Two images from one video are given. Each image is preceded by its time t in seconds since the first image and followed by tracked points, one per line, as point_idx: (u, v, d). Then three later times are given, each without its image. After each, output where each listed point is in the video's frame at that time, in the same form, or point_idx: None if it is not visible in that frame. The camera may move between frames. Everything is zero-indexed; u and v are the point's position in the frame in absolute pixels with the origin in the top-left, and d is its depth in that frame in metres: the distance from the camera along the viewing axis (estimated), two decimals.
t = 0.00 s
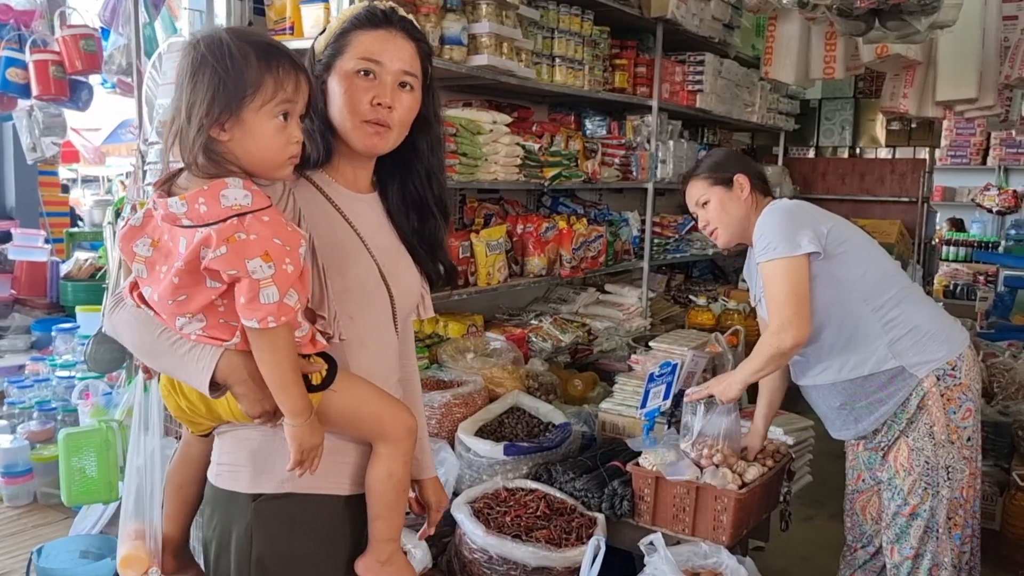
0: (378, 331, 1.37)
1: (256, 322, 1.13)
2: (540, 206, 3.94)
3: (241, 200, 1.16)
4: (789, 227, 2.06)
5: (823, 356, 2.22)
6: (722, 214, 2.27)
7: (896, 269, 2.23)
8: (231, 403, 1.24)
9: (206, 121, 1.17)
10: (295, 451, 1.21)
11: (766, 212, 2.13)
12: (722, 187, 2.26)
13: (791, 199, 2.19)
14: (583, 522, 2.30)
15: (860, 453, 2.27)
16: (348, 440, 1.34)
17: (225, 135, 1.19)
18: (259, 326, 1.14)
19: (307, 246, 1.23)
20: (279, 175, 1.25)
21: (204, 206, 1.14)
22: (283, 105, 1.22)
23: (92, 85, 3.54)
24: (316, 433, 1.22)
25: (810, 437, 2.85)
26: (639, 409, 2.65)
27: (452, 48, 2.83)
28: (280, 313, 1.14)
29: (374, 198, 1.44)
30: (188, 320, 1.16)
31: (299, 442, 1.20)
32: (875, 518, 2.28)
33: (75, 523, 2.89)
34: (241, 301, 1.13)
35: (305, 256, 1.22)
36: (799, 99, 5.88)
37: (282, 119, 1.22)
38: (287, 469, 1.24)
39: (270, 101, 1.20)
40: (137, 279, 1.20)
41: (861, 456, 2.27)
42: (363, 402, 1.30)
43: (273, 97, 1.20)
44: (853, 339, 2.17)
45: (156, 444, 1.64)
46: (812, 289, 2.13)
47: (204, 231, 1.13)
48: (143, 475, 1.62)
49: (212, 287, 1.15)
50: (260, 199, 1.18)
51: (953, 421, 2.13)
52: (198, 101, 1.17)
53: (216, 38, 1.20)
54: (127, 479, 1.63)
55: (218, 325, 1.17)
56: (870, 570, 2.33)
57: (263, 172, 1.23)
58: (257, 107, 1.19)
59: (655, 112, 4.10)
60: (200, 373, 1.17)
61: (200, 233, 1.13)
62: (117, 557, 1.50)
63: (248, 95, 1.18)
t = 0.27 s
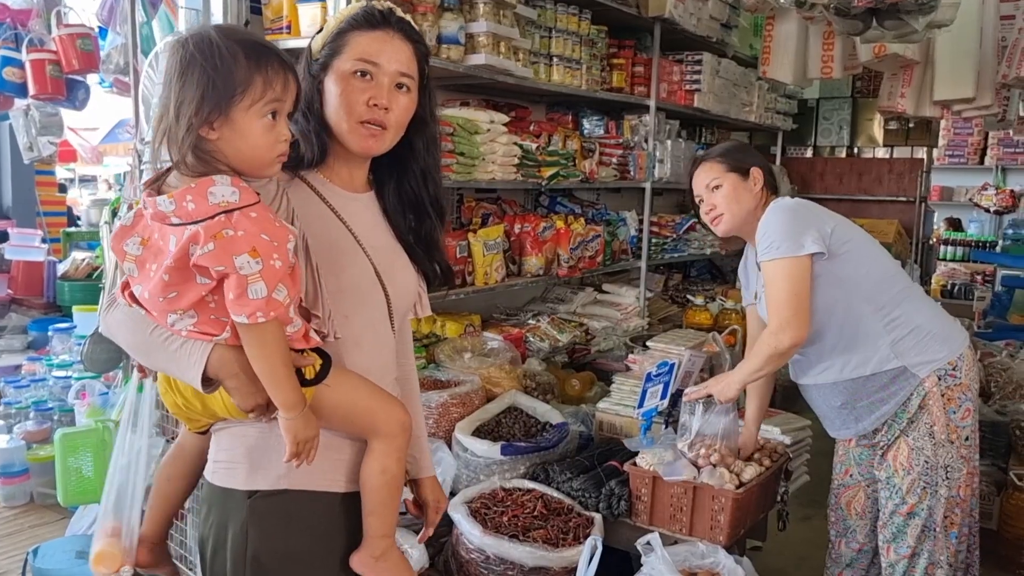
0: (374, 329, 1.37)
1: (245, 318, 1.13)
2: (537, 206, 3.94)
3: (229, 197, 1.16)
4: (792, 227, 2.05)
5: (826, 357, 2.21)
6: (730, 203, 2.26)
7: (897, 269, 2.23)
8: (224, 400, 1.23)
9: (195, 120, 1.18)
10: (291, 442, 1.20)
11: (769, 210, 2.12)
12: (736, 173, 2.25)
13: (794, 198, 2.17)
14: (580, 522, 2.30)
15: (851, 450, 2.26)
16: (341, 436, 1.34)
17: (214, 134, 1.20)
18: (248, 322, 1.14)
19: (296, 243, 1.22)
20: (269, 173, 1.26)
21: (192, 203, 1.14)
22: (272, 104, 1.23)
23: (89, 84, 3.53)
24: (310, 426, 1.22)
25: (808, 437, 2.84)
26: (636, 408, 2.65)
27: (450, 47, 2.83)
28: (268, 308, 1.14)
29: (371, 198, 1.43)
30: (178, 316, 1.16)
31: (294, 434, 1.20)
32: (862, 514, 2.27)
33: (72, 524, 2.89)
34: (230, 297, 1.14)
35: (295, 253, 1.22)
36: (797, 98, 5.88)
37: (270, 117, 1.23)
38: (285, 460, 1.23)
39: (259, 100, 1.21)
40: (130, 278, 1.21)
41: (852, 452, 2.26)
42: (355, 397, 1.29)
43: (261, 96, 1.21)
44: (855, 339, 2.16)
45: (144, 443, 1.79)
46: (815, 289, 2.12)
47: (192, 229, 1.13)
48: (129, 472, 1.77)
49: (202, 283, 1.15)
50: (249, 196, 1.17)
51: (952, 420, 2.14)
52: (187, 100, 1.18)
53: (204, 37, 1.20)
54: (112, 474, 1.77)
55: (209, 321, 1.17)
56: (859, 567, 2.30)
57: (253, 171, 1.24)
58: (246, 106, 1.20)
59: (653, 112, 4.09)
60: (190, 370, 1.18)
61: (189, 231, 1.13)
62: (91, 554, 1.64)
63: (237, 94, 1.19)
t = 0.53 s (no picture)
0: (363, 330, 1.36)
1: (230, 319, 1.12)
2: (532, 206, 3.94)
3: (214, 199, 1.15)
4: (801, 223, 2.04)
5: (830, 355, 2.18)
6: (737, 194, 2.25)
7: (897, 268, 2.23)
8: (211, 403, 1.22)
9: (181, 123, 1.17)
10: (274, 444, 1.19)
11: (776, 206, 2.10)
12: (744, 164, 2.25)
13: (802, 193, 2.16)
14: (574, 523, 2.29)
15: (834, 448, 2.25)
16: (328, 437, 1.33)
17: (201, 138, 1.19)
18: (233, 323, 1.13)
19: (281, 245, 1.22)
20: (254, 176, 1.25)
21: (177, 206, 1.14)
22: (258, 107, 1.22)
23: (81, 84, 3.52)
24: (294, 427, 1.21)
25: (802, 437, 2.84)
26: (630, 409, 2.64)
27: (443, 47, 2.82)
28: (253, 310, 1.14)
29: (362, 198, 1.43)
30: (164, 318, 1.15)
31: (276, 436, 1.18)
32: (840, 511, 2.28)
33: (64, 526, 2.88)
34: (214, 298, 1.13)
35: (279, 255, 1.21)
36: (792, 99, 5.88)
37: (256, 120, 1.22)
38: (266, 462, 1.22)
39: (244, 103, 1.20)
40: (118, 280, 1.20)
41: (836, 450, 2.25)
42: (342, 400, 1.29)
43: (247, 99, 1.20)
44: (860, 337, 2.14)
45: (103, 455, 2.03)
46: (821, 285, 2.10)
47: (177, 231, 1.12)
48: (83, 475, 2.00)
49: (188, 285, 1.15)
50: (235, 199, 1.17)
51: (946, 421, 2.16)
52: (173, 104, 1.17)
53: (190, 42, 1.20)
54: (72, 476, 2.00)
55: (193, 323, 1.16)
56: (835, 566, 2.31)
57: (240, 175, 1.23)
58: (232, 110, 1.19)
59: (647, 112, 4.09)
60: (173, 374, 1.17)
61: (173, 233, 1.12)
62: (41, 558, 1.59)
63: (223, 97, 1.18)
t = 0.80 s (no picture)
0: (359, 326, 1.37)
1: (235, 308, 1.13)
2: (529, 204, 3.94)
3: (219, 190, 1.17)
4: (834, 207, 2.05)
5: (825, 346, 2.15)
6: (763, 167, 2.23)
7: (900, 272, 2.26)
8: (208, 394, 1.23)
9: (180, 119, 1.18)
10: (279, 432, 1.20)
11: (810, 187, 2.12)
12: (773, 140, 2.24)
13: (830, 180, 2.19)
14: (571, 520, 2.29)
15: (809, 445, 2.29)
16: (324, 430, 1.34)
17: (200, 133, 1.20)
18: (238, 312, 1.14)
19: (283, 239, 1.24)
20: (253, 171, 1.26)
21: (182, 197, 1.15)
22: (255, 102, 1.23)
23: (77, 83, 3.52)
24: (297, 416, 1.21)
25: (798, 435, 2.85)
26: (626, 406, 2.65)
27: (440, 45, 2.82)
28: (259, 298, 1.15)
29: (360, 197, 1.43)
30: (166, 307, 1.16)
31: (282, 424, 1.19)
32: (811, 509, 2.32)
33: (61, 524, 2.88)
34: (220, 287, 1.14)
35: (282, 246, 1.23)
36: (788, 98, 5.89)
37: (254, 115, 1.23)
38: (271, 450, 1.23)
39: (242, 97, 1.21)
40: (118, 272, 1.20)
41: (810, 448, 2.29)
42: (338, 395, 1.29)
43: (245, 94, 1.21)
44: (857, 333, 2.13)
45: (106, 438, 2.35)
46: (845, 271, 2.12)
47: (182, 221, 1.14)
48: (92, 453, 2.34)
49: (192, 275, 1.16)
50: (239, 191, 1.19)
51: (922, 424, 2.22)
52: (171, 100, 1.18)
53: (186, 40, 1.20)
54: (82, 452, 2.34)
55: (196, 313, 1.17)
56: (801, 562, 2.37)
57: (240, 169, 1.24)
58: (230, 104, 1.20)
59: (644, 111, 4.10)
60: (174, 365, 1.17)
61: (179, 224, 1.13)
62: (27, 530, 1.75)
63: (221, 92, 1.19)
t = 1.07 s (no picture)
0: (353, 328, 1.37)
1: (249, 303, 1.15)
2: (524, 205, 3.94)
3: (233, 187, 1.18)
4: (880, 190, 2.01)
5: (828, 328, 2.13)
6: (808, 137, 2.16)
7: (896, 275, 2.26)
8: (207, 392, 1.24)
9: (190, 117, 1.18)
10: (297, 425, 1.21)
11: (858, 165, 2.06)
12: (826, 109, 2.16)
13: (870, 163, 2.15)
14: (565, 520, 2.29)
15: (790, 448, 2.35)
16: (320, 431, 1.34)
17: (208, 130, 1.20)
18: (251, 308, 1.16)
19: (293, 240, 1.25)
20: (261, 165, 1.27)
21: (196, 192, 1.16)
22: (262, 99, 1.24)
23: (71, 84, 3.52)
24: (312, 409, 1.22)
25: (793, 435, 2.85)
26: (621, 406, 2.65)
27: (434, 46, 2.83)
28: (272, 294, 1.17)
29: (352, 199, 1.43)
30: (174, 302, 1.17)
31: (300, 416, 1.20)
32: (801, 511, 2.37)
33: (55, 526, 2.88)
34: (235, 281, 1.15)
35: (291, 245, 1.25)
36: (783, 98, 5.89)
37: (260, 112, 1.24)
38: (286, 445, 1.23)
39: (251, 94, 1.22)
40: (119, 269, 1.21)
41: (793, 451, 2.35)
42: (336, 395, 1.30)
43: (253, 91, 1.22)
44: (861, 322, 2.11)
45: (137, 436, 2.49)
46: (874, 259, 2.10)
47: (196, 217, 1.15)
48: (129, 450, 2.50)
49: (202, 270, 1.17)
50: (251, 188, 1.20)
51: (910, 425, 2.24)
52: (179, 96, 1.17)
53: (193, 38, 1.21)
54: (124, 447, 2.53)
55: (204, 308, 1.19)
56: (796, 565, 2.39)
57: (246, 164, 1.25)
58: (238, 101, 1.21)
59: (639, 111, 4.10)
60: (179, 361, 1.17)
61: (192, 219, 1.15)
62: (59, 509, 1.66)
63: (230, 89, 1.20)
